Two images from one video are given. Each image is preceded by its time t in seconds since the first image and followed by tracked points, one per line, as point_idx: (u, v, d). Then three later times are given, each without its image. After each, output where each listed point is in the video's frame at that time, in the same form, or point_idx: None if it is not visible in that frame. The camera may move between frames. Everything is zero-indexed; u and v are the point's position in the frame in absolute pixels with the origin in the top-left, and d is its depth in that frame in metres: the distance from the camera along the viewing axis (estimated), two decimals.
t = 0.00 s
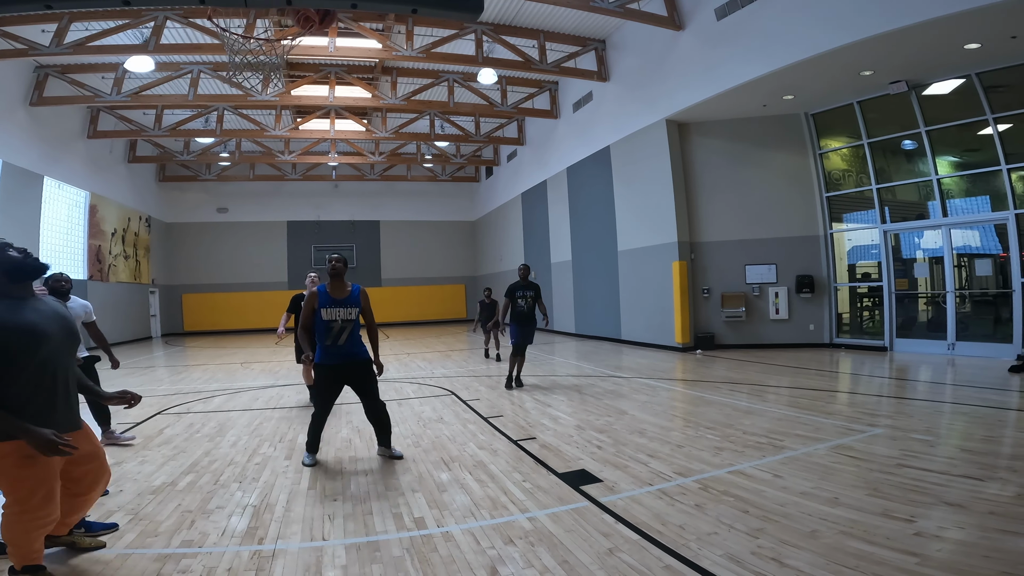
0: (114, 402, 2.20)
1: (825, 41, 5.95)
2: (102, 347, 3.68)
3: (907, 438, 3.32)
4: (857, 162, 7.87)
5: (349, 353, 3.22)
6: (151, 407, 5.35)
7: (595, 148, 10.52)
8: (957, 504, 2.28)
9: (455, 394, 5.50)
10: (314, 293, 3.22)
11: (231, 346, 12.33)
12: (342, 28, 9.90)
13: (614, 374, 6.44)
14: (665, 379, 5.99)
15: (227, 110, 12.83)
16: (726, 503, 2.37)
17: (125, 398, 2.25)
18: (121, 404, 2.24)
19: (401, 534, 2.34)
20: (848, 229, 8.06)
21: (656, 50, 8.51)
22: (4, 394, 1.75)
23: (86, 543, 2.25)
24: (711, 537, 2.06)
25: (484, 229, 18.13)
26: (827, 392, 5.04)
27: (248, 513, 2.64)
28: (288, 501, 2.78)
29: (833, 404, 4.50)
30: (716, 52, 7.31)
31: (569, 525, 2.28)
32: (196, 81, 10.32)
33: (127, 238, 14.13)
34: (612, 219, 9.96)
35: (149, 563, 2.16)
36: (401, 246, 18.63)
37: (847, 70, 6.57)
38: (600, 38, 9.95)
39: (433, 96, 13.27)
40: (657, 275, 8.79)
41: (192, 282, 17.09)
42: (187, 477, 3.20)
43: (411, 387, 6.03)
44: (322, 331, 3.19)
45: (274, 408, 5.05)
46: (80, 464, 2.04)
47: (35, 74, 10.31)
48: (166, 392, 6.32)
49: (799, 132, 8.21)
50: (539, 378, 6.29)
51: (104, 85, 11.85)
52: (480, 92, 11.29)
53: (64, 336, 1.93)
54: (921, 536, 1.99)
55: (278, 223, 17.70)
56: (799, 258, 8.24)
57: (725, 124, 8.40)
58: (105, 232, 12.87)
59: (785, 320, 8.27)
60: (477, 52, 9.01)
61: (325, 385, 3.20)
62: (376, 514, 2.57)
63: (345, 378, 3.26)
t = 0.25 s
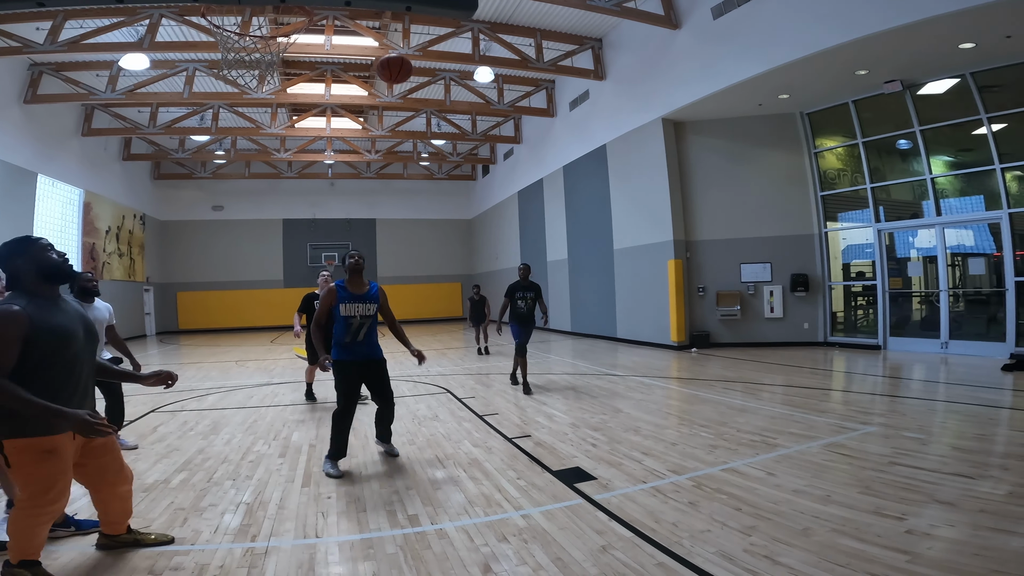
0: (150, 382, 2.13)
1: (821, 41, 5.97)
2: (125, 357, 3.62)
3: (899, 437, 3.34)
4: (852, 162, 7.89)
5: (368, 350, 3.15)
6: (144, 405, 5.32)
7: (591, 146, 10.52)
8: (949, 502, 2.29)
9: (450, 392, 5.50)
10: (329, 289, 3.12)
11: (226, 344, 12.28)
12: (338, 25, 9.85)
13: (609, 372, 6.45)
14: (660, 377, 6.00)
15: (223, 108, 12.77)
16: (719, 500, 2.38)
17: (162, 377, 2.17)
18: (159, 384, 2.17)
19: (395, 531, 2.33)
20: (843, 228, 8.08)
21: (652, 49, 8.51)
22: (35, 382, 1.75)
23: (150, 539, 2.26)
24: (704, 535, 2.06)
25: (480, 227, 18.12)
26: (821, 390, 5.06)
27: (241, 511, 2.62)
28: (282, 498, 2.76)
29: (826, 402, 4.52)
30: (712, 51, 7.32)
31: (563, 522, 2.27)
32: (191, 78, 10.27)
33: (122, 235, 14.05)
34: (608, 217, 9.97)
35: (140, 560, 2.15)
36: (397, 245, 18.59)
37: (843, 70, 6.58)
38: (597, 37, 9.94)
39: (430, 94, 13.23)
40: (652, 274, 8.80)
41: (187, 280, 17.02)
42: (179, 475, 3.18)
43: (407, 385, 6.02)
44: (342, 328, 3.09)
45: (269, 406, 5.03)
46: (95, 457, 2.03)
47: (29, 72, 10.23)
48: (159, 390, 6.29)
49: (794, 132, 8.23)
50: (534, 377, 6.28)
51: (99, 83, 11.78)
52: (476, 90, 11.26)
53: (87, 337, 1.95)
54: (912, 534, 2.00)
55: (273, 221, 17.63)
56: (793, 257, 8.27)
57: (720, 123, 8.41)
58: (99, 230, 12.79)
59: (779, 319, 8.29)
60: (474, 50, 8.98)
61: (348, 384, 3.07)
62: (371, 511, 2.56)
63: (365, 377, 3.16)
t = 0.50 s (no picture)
0: (143, 381, 2.03)
1: (815, 39, 5.98)
2: (141, 349, 3.60)
3: (888, 434, 3.35)
4: (845, 160, 7.92)
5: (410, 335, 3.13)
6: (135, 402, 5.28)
7: (585, 144, 10.51)
8: (935, 499, 2.29)
9: (443, 389, 5.49)
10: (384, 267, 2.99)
11: (219, 342, 12.22)
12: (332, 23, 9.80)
13: (602, 369, 6.45)
14: (653, 374, 6.00)
15: (216, 105, 12.68)
16: (708, 497, 2.37)
17: (155, 376, 2.04)
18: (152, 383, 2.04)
19: (383, 528, 2.32)
20: (835, 226, 8.11)
21: (647, 47, 8.50)
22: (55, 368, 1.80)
23: (137, 535, 2.23)
24: (691, 531, 2.06)
25: (475, 225, 18.09)
26: (812, 387, 5.07)
27: (228, 507, 2.60)
28: (271, 494, 2.74)
29: (817, 400, 4.53)
30: (707, 49, 7.32)
31: (551, 518, 2.27)
32: (184, 76, 10.19)
33: (114, 233, 13.94)
34: (602, 215, 9.97)
35: (124, 556, 2.13)
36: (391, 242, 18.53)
37: (835, 68, 6.60)
38: (592, 35, 9.93)
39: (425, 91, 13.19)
40: (646, 271, 8.81)
41: (180, 277, 16.92)
42: (168, 471, 3.16)
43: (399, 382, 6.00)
44: (397, 307, 3.03)
45: (260, 403, 5.00)
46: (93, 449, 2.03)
47: (21, 69, 10.13)
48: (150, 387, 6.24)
49: (787, 130, 8.24)
50: (527, 374, 6.28)
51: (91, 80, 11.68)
52: (471, 88, 11.23)
53: (91, 327, 1.98)
54: (898, 531, 2.00)
55: (267, 219, 17.55)
56: (786, 255, 8.29)
57: (714, 120, 8.42)
58: (91, 228, 12.69)
59: (772, 316, 8.32)
60: (468, 48, 8.96)
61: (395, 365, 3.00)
62: (359, 507, 2.54)
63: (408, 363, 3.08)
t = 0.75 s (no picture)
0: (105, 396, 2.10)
1: (808, 37, 5.97)
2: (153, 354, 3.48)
3: (877, 433, 3.35)
4: (838, 159, 7.92)
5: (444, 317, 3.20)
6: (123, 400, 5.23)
7: (580, 142, 10.49)
8: (922, 498, 2.28)
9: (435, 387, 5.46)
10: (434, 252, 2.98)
11: (212, 341, 12.14)
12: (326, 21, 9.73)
13: (595, 368, 6.44)
14: (645, 373, 6.00)
15: (209, 103, 12.58)
16: (695, 496, 2.36)
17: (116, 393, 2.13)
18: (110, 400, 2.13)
19: (368, 525, 2.29)
20: (828, 224, 8.12)
21: (642, 45, 8.48)
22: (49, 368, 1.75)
23: (119, 532, 2.20)
24: (677, 530, 2.04)
25: (470, 223, 18.05)
26: (804, 386, 5.07)
27: (213, 505, 2.57)
28: (256, 492, 2.71)
29: (807, 398, 4.53)
30: (701, 47, 7.31)
31: (537, 517, 2.24)
32: (176, 74, 10.10)
33: (106, 231, 13.82)
34: (596, 214, 9.95)
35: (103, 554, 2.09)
36: (386, 241, 18.46)
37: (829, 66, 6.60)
38: (587, 33, 9.90)
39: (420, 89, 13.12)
40: (640, 270, 8.80)
41: (173, 276, 16.81)
42: (153, 469, 3.11)
43: (391, 380, 5.97)
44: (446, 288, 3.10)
45: (250, 402, 4.96)
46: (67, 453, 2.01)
47: (11, 67, 10.02)
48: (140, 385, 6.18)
49: (781, 128, 8.25)
50: (519, 372, 6.25)
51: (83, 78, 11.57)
52: (466, 86, 11.18)
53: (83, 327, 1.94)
54: (883, 531, 1.99)
55: (261, 217, 17.45)
56: (780, 253, 8.30)
57: (708, 119, 8.42)
58: (83, 226, 12.57)
59: (765, 314, 8.33)
60: (463, 46, 8.91)
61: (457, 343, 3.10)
62: (345, 505, 2.51)
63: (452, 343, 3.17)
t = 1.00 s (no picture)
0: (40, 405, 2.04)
1: (801, 34, 5.97)
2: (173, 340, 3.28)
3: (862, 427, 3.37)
4: (828, 156, 7.96)
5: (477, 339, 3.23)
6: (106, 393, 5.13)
7: (572, 137, 10.46)
8: (907, 493, 2.30)
9: (424, 380, 5.42)
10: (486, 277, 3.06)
11: (199, 333, 11.99)
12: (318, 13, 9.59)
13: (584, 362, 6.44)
14: (634, 367, 6.01)
15: (198, 95, 12.38)
16: (682, 490, 2.35)
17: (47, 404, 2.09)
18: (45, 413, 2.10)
19: (354, 518, 2.26)
20: (817, 221, 8.17)
21: (635, 41, 8.45)
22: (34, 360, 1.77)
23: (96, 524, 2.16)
24: (665, 525, 2.03)
25: (462, 216, 17.97)
26: (791, 381, 5.11)
27: (194, 498, 2.52)
28: (240, 485, 2.66)
29: (794, 393, 4.56)
30: (694, 43, 7.30)
31: (525, 510, 2.23)
32: (164, 65, 9.93)
33: (91, 223, 13.58)
34: (588, 209, 9.93)
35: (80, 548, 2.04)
36: (377, 234, 18.33)
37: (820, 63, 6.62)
38: (580, 28, 9.85)
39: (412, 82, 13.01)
40: (630, 264, 8.81)
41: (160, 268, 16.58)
42: (134, 462, 3.05)
43: (380, 373, 5.92)
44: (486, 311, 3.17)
45: (236, 394, 4.89)
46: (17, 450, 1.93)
47: None
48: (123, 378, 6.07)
49: (772, 125, 8.27)
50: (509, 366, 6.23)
51: (68, 68, 11.33)
52: (458, 79, 11.09)
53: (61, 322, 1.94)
54: (868, 525, 2.00)
55: (250, 209, 17.25)
56: (769, 249, 8.33)
57: (699, 114, 8.42)
58: (68, 217, 12.34)
59: (753, 310, 8.38)
60: (456, 39, 8.83)
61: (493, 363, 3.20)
62: (330, 498, 2.48)
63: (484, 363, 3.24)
